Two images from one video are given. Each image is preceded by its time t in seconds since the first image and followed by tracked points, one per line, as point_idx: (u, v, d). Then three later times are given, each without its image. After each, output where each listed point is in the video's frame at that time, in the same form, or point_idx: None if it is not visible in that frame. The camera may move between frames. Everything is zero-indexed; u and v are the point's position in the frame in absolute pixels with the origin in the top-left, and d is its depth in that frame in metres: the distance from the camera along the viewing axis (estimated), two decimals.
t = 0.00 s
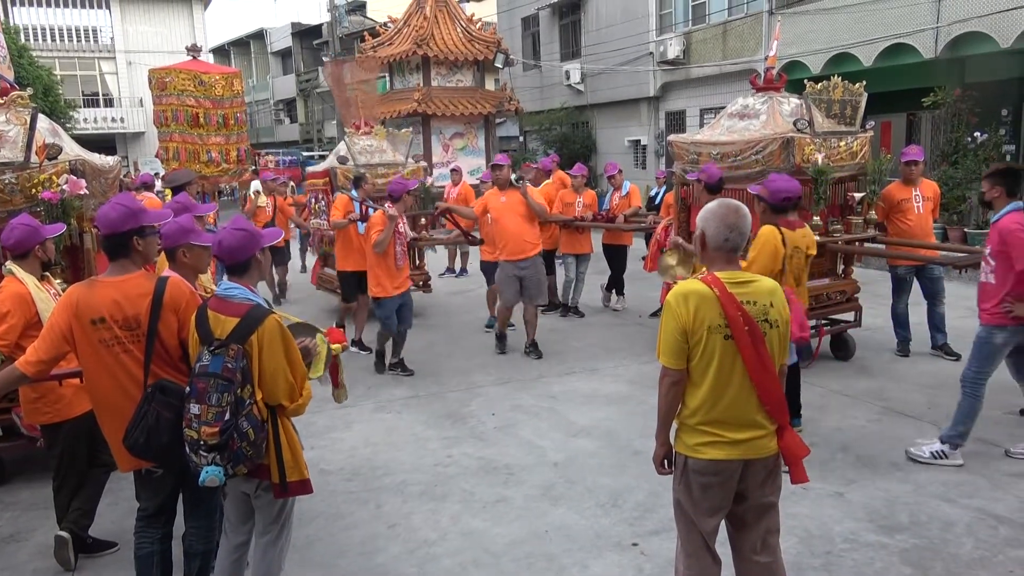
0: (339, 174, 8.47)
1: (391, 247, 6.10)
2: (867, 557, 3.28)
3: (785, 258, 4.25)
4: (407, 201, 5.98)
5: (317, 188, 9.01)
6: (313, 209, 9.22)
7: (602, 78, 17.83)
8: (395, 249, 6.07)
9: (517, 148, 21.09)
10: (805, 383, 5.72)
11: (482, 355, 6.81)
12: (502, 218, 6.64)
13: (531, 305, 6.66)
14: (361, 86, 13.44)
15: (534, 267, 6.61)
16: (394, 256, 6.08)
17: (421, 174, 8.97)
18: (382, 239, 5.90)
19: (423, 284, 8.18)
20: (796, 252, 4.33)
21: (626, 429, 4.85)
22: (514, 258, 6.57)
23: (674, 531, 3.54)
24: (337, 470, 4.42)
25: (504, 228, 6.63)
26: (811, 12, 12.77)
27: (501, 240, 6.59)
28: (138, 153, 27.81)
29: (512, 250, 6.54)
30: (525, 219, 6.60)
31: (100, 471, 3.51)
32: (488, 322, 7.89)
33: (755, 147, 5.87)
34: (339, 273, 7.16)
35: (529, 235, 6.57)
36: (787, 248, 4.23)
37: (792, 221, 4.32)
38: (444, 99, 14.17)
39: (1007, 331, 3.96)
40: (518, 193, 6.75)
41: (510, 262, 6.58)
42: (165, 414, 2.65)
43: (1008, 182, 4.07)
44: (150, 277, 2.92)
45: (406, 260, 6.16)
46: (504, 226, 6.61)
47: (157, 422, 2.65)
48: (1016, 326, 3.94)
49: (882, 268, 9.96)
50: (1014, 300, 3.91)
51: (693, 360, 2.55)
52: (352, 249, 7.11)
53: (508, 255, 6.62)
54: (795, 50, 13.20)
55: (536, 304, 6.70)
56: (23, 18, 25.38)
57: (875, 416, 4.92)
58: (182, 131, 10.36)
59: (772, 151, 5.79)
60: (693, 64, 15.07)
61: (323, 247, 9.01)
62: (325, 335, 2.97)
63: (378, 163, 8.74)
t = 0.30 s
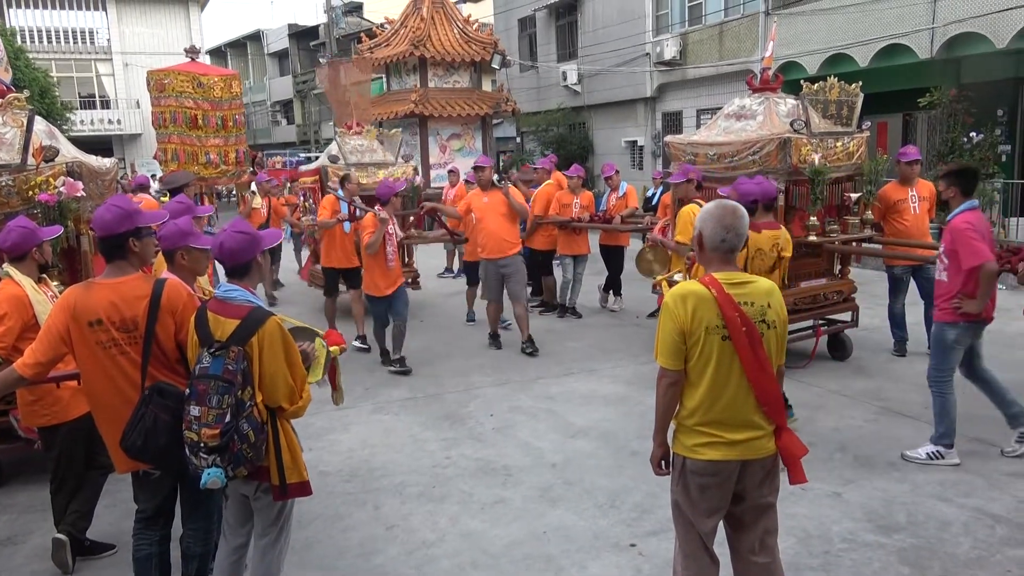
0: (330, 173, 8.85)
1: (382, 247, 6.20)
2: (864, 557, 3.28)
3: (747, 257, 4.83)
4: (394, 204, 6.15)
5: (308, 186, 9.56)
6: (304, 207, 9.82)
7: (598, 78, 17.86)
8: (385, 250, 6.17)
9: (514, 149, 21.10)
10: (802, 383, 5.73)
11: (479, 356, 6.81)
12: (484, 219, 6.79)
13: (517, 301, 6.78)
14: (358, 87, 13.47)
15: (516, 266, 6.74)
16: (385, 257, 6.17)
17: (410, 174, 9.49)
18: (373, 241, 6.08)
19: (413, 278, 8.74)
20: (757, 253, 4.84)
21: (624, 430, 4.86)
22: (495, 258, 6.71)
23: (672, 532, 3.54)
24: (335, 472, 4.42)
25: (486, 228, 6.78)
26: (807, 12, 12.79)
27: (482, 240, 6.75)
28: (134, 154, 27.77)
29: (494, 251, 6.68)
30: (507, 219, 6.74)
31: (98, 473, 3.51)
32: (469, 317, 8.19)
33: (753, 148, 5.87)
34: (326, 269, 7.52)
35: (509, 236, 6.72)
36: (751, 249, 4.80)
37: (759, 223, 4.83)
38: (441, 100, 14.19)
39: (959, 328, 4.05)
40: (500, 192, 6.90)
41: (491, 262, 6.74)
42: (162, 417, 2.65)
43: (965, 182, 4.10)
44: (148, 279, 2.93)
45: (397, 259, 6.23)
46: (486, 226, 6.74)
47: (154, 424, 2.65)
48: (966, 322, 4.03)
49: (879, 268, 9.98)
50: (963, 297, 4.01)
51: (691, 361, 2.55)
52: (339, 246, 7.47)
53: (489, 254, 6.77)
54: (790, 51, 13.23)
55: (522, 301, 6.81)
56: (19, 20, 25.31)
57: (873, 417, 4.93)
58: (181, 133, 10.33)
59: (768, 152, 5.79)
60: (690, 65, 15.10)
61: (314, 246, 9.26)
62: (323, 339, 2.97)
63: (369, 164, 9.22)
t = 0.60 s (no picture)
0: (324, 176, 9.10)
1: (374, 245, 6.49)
2: (863, 557, 3.29)
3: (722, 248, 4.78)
4: (385, 201, 6.50)
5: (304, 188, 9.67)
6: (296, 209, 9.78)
7: (597, 80, 17.87)
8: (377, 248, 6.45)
9: (512, 150, 21.10)
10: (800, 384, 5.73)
11: (477, 357, 6.81)
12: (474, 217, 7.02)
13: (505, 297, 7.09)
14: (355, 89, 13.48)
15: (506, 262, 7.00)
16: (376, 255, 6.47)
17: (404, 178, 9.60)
18: (366, 238, 6.39)
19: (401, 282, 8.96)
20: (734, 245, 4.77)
21: (622, 431, 4.86)
22: (486, 256, 6.92)
23: (671, 533, 3.54)
24: (333, 473, 4.41)
25: (476, 226, 6.99)
26: (805, 13, 12.80)
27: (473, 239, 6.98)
28: (132, 155, 27.74)
29: (484, 249, 6.90)
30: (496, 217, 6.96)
31: (95, 475, 3.50)
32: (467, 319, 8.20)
33: (750, 148, 5.88)
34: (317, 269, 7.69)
35: (498, 233, 6.94)
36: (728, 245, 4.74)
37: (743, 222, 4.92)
38: (439, 101, 14.20)
39: (934, 328, 4.16)
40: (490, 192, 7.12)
41: (483, 260, 6.95)
42: (153, 416, 2.65)
43: (922, 183, 4.25)
44: (144, 278, 2.93)
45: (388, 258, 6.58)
46: (477, 227, 6.95)
47: (144, 424, 2.64)
48: (939, 321, 4.15)
49: (878, 269, 9.99)
50: (931, 297, 4.14)
51: (689, 362, 2.55)
52: (328, 246, 7.65)
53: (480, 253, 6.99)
54: (788, 52, 13.23)
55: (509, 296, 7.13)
56: (17, 21, 25.22)
57: (871, 417, 4.94)
58: (179, 134, 10.31)
59: (765, 152, 5.80)
60: (688, 66, 15.11)
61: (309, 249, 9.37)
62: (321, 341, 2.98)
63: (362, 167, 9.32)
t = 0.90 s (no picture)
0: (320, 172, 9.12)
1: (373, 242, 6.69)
2: (860, 560, 3.29)
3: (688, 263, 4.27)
4: (383, 200, 6.65)
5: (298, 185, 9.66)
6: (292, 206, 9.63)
7: (596, 81, 17.87)
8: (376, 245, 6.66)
9: (512, 151, 21.11)
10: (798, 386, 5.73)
11: (476, 358, 6.82)
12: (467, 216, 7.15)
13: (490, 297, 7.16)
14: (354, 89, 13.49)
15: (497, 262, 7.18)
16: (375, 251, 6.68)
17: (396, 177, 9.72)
18: (365, 236, 6.57)
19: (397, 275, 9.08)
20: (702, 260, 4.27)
21: (620, 433, 4.86)
22: (479, 255, 7.08)
23: (668, 535, 3.54)
24: (331, 474, 4.41)
25: (470, 226, 7.11)
26: (804, 16, 12.80)
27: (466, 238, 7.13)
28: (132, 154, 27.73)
29: (477, 247, 7.05)
30: (490, 218, 7.11)
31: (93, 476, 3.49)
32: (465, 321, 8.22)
33: (748, 151, 5.87)
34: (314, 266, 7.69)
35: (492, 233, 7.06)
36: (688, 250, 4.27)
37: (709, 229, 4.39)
38: (438, 102, 14.22)
39: (901, 329, 4.22)
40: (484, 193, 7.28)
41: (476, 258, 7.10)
42: (129, 411, 2.69)
43: (895, 188, 4.33)
44: (138, 271, 2.90)
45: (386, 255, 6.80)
46: (471, 227, 7.09)
47: (121, 417, 2.68)
48: (907, 322, 4.20)
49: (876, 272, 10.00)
50: (896, 298, 4.21)
51: (687, 365, 2.56)
52: (326, 244, 7.68)
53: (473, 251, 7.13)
54: (786, 54, 13.21)
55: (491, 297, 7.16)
56: (17, 20, 25.22)
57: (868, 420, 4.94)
58: (179, 133, 10.29)
59: (763, 155, 5.80)
60: (687, 68, 15.12)
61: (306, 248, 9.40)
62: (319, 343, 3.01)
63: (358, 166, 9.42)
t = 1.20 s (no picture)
0: (313, 176, 9.18)
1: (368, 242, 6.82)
2: (857, 564, 3.29)
3: (654, 263, 4.52)
4: (379, 201, 6.81)
5: (291, 186, 9.61)
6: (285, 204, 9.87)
7: (596, 83, 17.87)
8: (371, 245, 6.79)
9: (512, 152, 21.10)
10: (796, 389, 5.73)
11: (474, 359, 6.81)
12: (461, 214, 7.56)
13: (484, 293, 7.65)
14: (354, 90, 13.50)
15: (488, 259, 7.58)
16: (370, 252, 6.79)
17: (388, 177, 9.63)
18: (360, 236, 6.70)
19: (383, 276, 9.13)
20: (668, 258, 4.53)
21: (618, 435, 4.85)
22: (471, 252, 7.49)
23: (666, 538, 3.54)
24: (328, 474, 4.40)
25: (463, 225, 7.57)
26: (804, 19, 12.79)
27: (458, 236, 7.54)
28: (131, 153, 27.72)
29: (469, 245, 7.47)
30: (482, 215, 7.53)
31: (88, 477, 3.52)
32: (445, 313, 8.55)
33: (748, 153, 5.87)
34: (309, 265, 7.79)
35: (486, 230, 7.47)
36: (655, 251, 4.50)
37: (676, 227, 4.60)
38: (438, 103, 14.23)
39: (863, 324, 4.43)
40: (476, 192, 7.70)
41: (467, 255, 7.52)
42: (107, 417, 2.62)
43: (873, 188, 4.57)
44: (110, 271, 2.85)
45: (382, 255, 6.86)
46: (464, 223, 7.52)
47: (98, 423, 2.62)
48: (870, 320, 4.42)
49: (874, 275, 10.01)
50: (862, 295, 4.41)
51: (685, 367, 2.55)
52: (322, 244, 7.72)
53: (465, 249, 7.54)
54: (787, 57, 13.18)
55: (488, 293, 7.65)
56: (17, 18, 25.24)
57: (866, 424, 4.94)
58: (179, 132, 10.25)
59: (763, 157, 5.80)
60: (687, 71, 15.13)
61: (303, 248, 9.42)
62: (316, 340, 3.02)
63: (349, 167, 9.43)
